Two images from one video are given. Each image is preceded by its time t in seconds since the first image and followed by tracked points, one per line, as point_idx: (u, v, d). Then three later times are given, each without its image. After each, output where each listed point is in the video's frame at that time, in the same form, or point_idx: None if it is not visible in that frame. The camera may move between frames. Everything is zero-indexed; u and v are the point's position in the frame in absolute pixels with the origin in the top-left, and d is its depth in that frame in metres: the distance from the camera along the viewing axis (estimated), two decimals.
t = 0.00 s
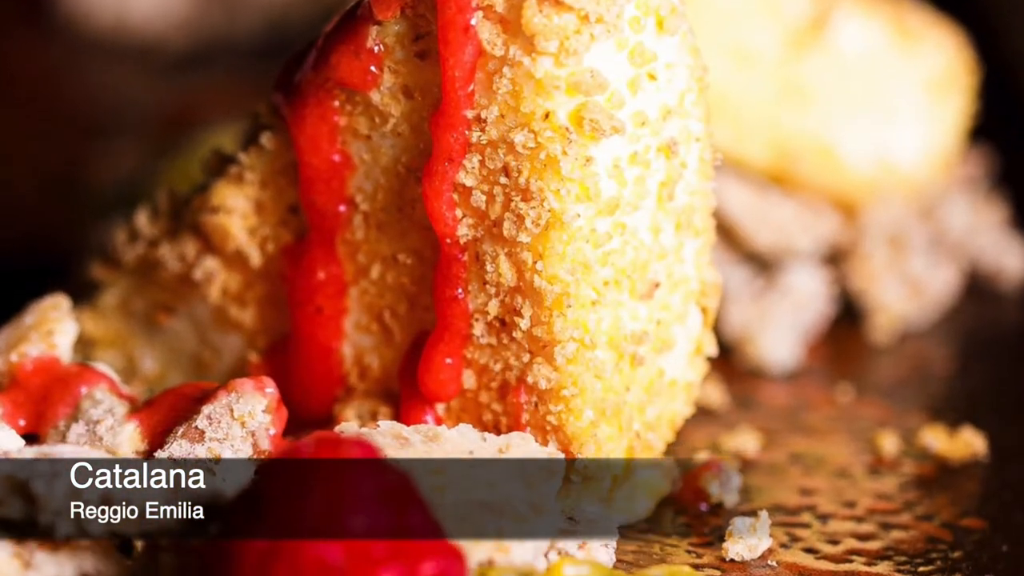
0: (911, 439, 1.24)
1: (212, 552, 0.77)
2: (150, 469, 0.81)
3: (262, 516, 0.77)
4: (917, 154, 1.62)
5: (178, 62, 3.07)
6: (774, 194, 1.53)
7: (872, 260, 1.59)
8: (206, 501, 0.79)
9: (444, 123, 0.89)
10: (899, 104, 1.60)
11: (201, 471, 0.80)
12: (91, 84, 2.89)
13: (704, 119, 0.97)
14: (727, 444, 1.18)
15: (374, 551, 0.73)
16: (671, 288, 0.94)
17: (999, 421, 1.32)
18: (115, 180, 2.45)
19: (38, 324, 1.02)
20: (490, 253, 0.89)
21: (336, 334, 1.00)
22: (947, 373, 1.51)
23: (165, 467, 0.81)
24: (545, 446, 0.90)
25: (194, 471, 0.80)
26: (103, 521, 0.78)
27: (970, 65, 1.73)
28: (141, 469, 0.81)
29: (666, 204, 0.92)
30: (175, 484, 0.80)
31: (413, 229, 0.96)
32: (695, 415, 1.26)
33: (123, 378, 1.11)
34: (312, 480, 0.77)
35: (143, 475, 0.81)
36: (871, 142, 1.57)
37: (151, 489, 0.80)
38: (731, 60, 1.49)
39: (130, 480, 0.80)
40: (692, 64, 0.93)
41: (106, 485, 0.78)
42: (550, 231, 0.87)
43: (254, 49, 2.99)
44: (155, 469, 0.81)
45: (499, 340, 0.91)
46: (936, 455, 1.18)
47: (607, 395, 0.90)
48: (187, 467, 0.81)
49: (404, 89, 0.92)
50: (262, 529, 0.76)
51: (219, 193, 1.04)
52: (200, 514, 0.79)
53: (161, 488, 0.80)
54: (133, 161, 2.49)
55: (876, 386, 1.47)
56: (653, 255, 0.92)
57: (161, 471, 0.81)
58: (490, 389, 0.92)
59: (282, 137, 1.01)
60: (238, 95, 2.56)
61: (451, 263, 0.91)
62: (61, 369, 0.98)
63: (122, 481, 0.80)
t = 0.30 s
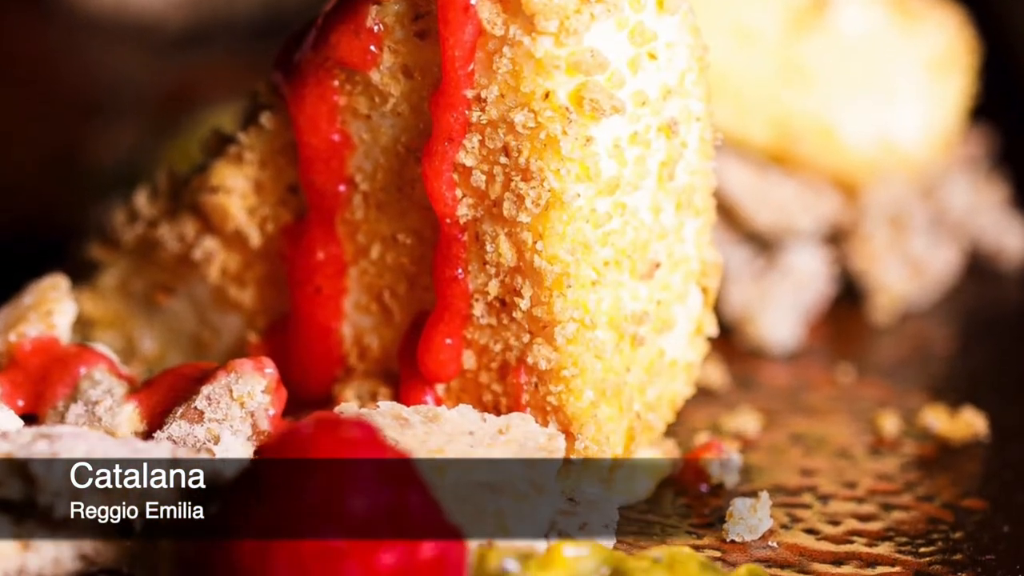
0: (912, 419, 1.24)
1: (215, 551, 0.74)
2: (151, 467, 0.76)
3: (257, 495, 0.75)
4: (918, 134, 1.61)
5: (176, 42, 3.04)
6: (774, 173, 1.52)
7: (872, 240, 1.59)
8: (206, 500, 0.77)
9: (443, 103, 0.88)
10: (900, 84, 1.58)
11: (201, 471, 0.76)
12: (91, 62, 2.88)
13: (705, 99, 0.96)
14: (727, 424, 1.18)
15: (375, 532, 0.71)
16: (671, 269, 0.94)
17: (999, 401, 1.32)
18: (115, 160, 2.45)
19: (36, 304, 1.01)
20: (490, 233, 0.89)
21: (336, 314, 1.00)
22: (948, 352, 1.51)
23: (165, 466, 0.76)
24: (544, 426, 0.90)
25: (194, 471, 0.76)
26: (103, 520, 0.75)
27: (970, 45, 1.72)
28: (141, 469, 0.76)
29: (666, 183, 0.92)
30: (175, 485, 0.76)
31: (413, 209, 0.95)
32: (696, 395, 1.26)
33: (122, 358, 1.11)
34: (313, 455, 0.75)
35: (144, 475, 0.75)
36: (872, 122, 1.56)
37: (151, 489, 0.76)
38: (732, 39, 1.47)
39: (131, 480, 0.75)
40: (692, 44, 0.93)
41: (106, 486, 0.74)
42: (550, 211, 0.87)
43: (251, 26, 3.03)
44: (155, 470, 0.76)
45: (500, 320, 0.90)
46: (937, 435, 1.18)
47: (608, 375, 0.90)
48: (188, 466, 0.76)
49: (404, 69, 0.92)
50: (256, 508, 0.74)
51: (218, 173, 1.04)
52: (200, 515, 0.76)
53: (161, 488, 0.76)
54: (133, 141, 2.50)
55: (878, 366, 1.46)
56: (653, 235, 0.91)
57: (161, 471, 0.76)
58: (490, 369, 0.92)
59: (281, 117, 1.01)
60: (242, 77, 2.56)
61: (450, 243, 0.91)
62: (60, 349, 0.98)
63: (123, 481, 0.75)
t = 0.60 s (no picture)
0: (914, 399, 1.24)
1: (215, 551, 0.73)
2: (151, 467, 0.73)
3: (257, 475, 0.72)
4: (919, 113, 1.60)
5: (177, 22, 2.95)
6: (776, 152, 1.52)
7: (873, 219, 1.59)
8: (205, 499, 0.75)
9: (443, 83, 0.88)
10: (902, 63, 1.57)
11: (201, 472, 0.74)
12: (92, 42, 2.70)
13: (706, 78, 0.96)
14: (728, 405, 1.18)
15: (375, 514, 0.69)
16: (672, 249, 0.93)
17: (1000, 381, 1.32)
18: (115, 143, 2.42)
19: (35, 285, 1.01)
20: (490, 213, 0.88)
21: (335, 294, 0.99)
22: (949, 332, 1.51)
23: (166, 465, 0.73)
24: (544, 407, 0.89)
25: (194, 471, 0.74)
26: (103, 520, 0.73)
27: (972, 23, 1.71)
28: (142, 469, 0.72)
29: (667, 163, 0.91)
30: (175, 485, 0.73)
31: (413, 188, 0.95)
32: (696, 375, 1.26)
33: (121, 339, 1.10)
34: (312, 435, 0.71)
35: (144, 475, 0.73)
36: (874, 101, 1.55)
37: (151, 488, 0.73)
38: (733, 17, 1.45)
39: (132, 481, 0.72)
40: (693, 23, 0.92)
41: (106, 486, 0.71)
42: (550, 191, 0.86)
43: (252, 8, 3.01)
44: (155, 471, 0.72)
45: (499, 301, 0.90)
46: (938, 416, 1.18)
47: (608, 355, 0.89)
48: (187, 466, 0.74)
49: (403, 49, 0.91)
50: (257, 485, 0.71)
51: (217, 153, 1.03)
52: (200, 515, 0.75)
53: (162, 488, 0.73)
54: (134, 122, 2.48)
55: (879, 346, 1.46)
56: (654, 215, 0.91)
57: (161, 471, 0.73)
58: (490, 349, 0.91)
59: (281, 97, 1.01)
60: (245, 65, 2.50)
61: (450, 224, 0.90)
62: (59, 330, 0.98)
63: (123, 481, 0.72)
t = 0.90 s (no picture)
0: (915, 380, 1.24)
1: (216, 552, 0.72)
2: (151, 467, 0.72)
3: (255, 458, 0.71)
4: (919, 92, 1.60)
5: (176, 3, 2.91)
6: (777, 132, 1.51)
7: (874, 199, 1.58)
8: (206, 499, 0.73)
9: (443, 62, 0.87)
10: (903, 42, 1.56)
11: (201, 471, 0.73)
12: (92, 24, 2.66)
13: (706, 58, 0.95)
14: (728, 385, 1.18)
15: (373, 491, 0.68)
16: (672, 229, 0.93)
17: (1002, 362, 1.32)
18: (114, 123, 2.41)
19: (34, 265, 1.00)
20: (490, 193, 0.88)
21: (335, 274, 0.99)
22: (950, 312, 1.50)
23: (167, 465, 0.72)
24: (545, 386, 0.89)
25: (194, 471, 0.73)
26: (103, 520, 0.73)
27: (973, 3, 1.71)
28: (141, 469, 0.72)
29: (667, 143, 0.91)
30: (175, 484, 0.73)
31: (412, 168, 0.94)
32: (696, 355, 1.26)
33: (121, 319, 1.10)
34: (312, 416, 0.71)
35: (144, 475, 0.72)
36: (874, 80, 1.54)
37: (151, 488, 0.73)
38: None
39: (131, 481, 0.72)
40: (693, 3, 0.91)
41: (105, 487, 0.72)
42: (550, 171, 0.86)
43: None
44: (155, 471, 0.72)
45: (499, 281, 0.90)
46: (939, 396, 1.18)
47: (608, 335, 0.89)
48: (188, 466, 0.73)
49: (403, 28, 0.91)
50: (257, 466, 0.71)
51: (216, 133, 1.03)
52: (200, 515, 0.73)
53: (161, 488, 0.73)
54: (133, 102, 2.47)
55: (880, 326, 1.46)
56: (654, 195, 0.90)
57: (161, 471, 0.72)
58: (490, 330, 0.91)
59: (280, 77, 1.00)
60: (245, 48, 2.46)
61: (450, 203, 0.90)
62: (58, 310, 0.97)
63: (123, 481, 0.72)
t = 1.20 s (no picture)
0: (916, 360, 1.24)
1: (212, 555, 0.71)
2: (151, 467, 0.73)
3: (256, 439, 0.69)
4: (920, 70, 1.58)
5: None
6: (778, 113, 1.50)
7: (874, 179, 1.58)
8: (205, 501, 0.73)
9: (443, 41, 0.87)
10: (903, 20, 1.54)
11: (201, 471, 0.72)
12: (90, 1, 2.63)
13: (708, 37, 0.94)
14: (730, 365, 1.18)
15: (373, 475, 0.68)
16: (673, 209, 0.92)
17: (1003, 342, 1.32)
18: (113, 103, 2.38)
19: (33, 245, 1.00)
20: (490, 173, 0.88)
21: (335, 254, 0.98)
22: (952, 293, 1.50)
23: (166, 466, 0.72)
24: (544, 367, 0.89)
25: (194, 471, 0.72)
26: (104, 520, 0.75)
27: None
28: (141, 470, 0.73)
29: (668, 122, 0.90)
30: (175, 484, 0.73)
31: (412, 148, 0.94)
32: (697, 336, 1.26)
33: (120, 300, 1.09)
34: (312, 398, 0.69)
35: (144, 475, 0.73)
36: (874, 59, 1.53)
37: (152, 488, 0.73)
38: None
39: (132, 481, 0.73)
40: None
41: (106, 486, 0.73)
42: (550, 150, 0.85)
43: None
44: (155, 470, 0.72)
45: (499, 261, 0.89)
46: (940, 376, 1.18)
47: (608, 316, 0.89)
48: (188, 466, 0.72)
49: (403, 8, 0.90)
50: (256, 453, 0.69)
51: (216, 112, 1.02)
52: (200, 515, 0.73)
53: (162, 487, 0.73)
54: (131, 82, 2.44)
55: (881, 307, 1.45)
56: (655, 175, 0.90)
57: (162, 471, 0.72)
58: (490, 311, 0.91)
59: (279, 56, 1.00)
60: (245, 31, 2.43)
61: (450, 183, 0.89)
62: (57, 290, 0.97)
63: (124, 481, 0.73)
